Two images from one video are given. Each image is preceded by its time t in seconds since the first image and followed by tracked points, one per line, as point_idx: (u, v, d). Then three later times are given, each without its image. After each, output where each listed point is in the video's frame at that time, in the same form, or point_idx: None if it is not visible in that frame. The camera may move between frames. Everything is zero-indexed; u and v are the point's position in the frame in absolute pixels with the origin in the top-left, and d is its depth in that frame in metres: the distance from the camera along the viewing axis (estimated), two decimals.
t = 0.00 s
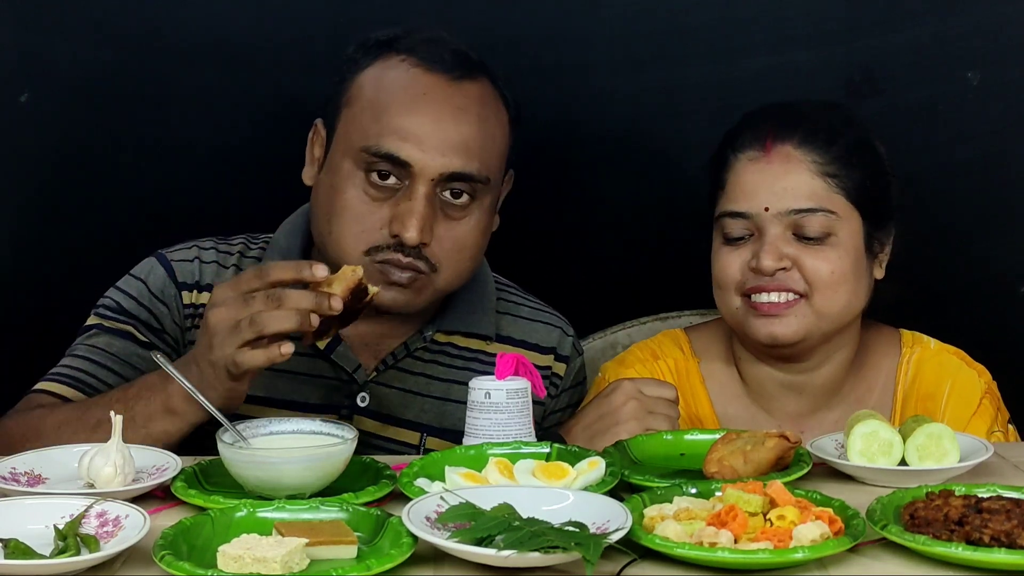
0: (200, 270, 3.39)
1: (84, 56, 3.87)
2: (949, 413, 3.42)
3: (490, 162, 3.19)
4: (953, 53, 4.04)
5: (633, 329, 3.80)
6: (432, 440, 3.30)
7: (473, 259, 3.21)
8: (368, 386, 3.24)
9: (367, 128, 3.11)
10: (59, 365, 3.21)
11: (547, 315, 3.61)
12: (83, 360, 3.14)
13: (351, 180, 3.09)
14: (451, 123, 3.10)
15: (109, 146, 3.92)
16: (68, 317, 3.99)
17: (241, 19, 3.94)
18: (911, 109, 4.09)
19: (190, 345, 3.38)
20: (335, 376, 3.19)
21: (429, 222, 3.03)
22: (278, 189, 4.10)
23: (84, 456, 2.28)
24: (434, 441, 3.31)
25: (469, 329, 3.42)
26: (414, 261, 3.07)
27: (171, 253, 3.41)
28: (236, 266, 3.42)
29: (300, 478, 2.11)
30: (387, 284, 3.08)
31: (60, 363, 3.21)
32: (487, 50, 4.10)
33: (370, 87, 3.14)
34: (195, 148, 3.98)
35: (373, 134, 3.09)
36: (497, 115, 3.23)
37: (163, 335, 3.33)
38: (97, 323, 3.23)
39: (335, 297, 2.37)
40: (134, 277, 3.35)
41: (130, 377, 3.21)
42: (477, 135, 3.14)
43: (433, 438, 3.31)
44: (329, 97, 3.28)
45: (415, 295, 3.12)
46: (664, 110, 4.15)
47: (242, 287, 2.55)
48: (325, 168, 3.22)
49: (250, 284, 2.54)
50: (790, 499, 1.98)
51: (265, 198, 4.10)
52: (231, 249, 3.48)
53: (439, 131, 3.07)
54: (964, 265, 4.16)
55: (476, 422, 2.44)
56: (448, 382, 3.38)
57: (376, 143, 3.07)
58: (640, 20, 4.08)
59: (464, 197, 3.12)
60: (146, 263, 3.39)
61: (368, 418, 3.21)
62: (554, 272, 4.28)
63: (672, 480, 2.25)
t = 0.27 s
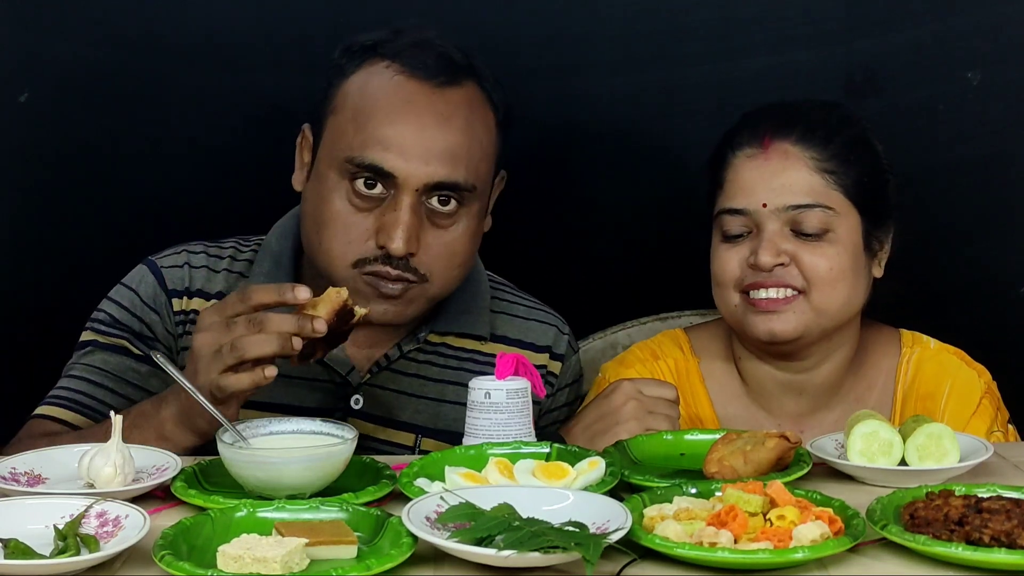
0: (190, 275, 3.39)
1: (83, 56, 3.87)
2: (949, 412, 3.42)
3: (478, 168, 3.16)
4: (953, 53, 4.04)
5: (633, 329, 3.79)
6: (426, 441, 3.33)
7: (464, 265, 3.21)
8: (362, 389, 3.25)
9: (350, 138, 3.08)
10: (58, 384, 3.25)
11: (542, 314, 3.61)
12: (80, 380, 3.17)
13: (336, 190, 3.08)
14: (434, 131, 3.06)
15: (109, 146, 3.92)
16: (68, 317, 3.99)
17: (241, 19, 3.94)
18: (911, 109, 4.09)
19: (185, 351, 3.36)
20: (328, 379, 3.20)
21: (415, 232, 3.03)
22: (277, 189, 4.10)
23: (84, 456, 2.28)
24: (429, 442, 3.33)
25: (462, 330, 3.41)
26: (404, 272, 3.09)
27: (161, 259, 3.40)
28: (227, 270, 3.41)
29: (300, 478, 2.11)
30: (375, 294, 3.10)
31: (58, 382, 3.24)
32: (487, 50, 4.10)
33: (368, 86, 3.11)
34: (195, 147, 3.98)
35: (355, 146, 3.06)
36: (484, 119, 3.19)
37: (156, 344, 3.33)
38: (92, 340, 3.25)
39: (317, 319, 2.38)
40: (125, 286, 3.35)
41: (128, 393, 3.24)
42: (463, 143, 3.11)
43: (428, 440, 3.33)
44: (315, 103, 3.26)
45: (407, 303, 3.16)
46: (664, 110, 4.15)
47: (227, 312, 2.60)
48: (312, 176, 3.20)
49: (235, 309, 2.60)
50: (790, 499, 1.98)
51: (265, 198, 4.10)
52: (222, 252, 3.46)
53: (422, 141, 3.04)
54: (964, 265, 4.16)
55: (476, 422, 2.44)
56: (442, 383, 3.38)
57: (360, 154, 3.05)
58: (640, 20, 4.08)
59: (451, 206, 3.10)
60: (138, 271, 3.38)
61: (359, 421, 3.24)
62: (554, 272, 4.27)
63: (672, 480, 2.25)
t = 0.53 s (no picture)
0: (183, 279, 3.37)
1: (83, 56, 3.86)
2: (950, 414, 3.42)
3: (466, 178, 3.14)
4: (953, 53, 4.04)
5: (633, 329, 3.79)
6: (424, 444, 3.35)
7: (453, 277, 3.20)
8: (358, 392, 3.25)
9: (337, 150, 3.07)
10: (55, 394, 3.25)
11: (537, 313, 3.61)
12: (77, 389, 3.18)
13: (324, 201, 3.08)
14: (419, 143, 3.04)
15: (109, 146, 3.92)
16: (68, 316, 3.99)
17: (241, 19, 3.94)
18: (911, 110, 4.09)
19: (180, 355, 3.36)
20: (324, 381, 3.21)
21: (402, 243, 3.03)
22: (277, 189, 4.10)
23: (84, 456, 2.28)
24: (425, 445, 3.36)
25: (457, 332, 3.41)
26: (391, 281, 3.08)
27: (154, 263, 3.39)
28: (220, 272, 3.40)
29: (300, 478, 2.11)
30: (364, 303, 3.12)
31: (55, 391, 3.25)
32: (488, 50, 4.09)
33: (369, 85, 3.11)
34: (195, 147, 3.98)
35: (342, 158, 3.05)
36: (472, 128, 3.16)
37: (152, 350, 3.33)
38: (89, 348, 3.27)
39: (319, 345, 2.40)
40: (120, 291, 3.35)
41: (125, 401, 3.26)
42: (450, 155, 3.08)
43: (425, 442, 3.36)
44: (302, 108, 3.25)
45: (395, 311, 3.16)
46: (664, 110, 4.15)
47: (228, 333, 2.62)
48: (302, 184, 3.19)
49: (237, 329, 2.61)
50: (790, 499, 1.98)
51: (265, 198, 4.10)
52: (215, 254, 3.45)
53: (409, 155, 3.02)
54: (964, 265, 4.16)
55: (476, 422, 2.44)
56: (438, 385, 3.38)
57: (347, 167, 3.04)
58: (640, 21, 4.08)
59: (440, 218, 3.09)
60: (131, 276, 3.38)
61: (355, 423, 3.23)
62: (554, 272, 4.27)
63: (672, 480, 2.25)
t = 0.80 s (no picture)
0: (182, 280, 3.37)
1: (83, 55, 3.86)
2: (951, 415, 3.42)
3: (455, 166, 3.14)
4: (953, 53, 4.04)
5: (633, 329, 3.79)
6: (421, 445, 3.35)
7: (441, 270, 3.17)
8: (356, 393, 3.25)
9: (327, 138, 3.07)
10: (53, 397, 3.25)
11: (535, 313, 3.61)
12: (76, 392, 3.18)
13: (313, 191, 3.06)
14: (409, 128, 3.05)
15: (109, 146, 3.92)
16: (68, 317, 3.99)
17: (241, 19, 3.94)
18: (912, 109, 4.08)
19: (180, 354, 3.35)
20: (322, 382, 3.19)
21: (389, 230, 2.99)
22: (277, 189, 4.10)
23: (84, 456, 2.28)
24: (424, 445, 3.36)
25: (454, 333, 3.41)
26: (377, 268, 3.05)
27: (151, 264, 3.38)
28: (218, 273, 3.40)
29: (300, 478, 2.11)
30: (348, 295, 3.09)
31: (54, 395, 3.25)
32: (488, 50, 4.09)
33: (368, 84, 3.11)
34: (195, 147, 3.98)
35: (333, 141, 3.05)
36: (462, 118, 3.17)
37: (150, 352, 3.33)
38: (87, 352, 3.27)
39: (316, 344, 2.44)
40: (119, 293, 3.35)
41: (124, 404, 3.26)
42: (439, 140, 3.08)
43: (423, 443, 3.35)
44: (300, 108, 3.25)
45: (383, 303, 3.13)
46: (664, 110, 4.15)
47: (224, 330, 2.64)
48: (294, 177, 3.18)
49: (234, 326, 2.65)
50: (790, 499, 1.98)
51: (265, 198, 4.10)
52: (213, 255, 3.45)
53: (397, 138, 3.02)
54: (964, 265, 4.16)
55: (476, 422, 2.44)
56: (435, 386, 3.38)
57: (336, 151, 3.03)
58: (640, 20, 4.07)
59: (428, 207, 3.07)
60: (128, 278, 3.38)
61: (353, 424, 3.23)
62: (554, 272, 4.27)
63: (672, 480, 2.25)
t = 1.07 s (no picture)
0: (186, 277, 3.39)
1: (83, 55, 3.86)
2: (951, 415, 3.42)
3: (449, 148, 3.13)
4: (953, 53, 4.04)
5: (633, 329, 3.79)
6: (424, 442, 3.33)
7: (433, 254, 3.16)
8: (359, 390, 3.25)
9: (325, 115, 3.09)
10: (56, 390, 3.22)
11: (536, 313, 3.61)
12: (80, 383, 3.16)
13: (309, 169, 3.07)
14: (404, 107, 3.05)
15: (110, 146, 3.92)
16: (68, 317, 3.99)
17: (241, 19, 3.94)
18: (912, 109, 4.08)
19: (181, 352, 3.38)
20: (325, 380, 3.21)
21: (380, 208, 2.98)
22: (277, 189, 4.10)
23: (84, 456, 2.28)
24: (425, 443, 3.33)
25: (456, 330, 3.42)
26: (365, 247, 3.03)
27: (156, 261, 3.40)
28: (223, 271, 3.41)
29: (300, 478, 2.11)
30: (339, 275, 3.06)
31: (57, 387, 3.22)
32: (488, 50, 4.09)
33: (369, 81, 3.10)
34: (195, 148, 3.98)
35: (329, 119, 3.07)
36: (458, 102, 3.17)
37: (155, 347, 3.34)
38: (91, 344, 3.25)
39: (315, 316, 2.46)
40: (123, 288, 3.35)
41: (128, 396, 3.23)
42: (432, 120, 3.08)
43: (426, 441, 3.34)
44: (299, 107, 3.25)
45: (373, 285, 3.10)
46: (664, 110, 4.15)
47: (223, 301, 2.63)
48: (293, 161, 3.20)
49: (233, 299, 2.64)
50: (790, 499, 1.98)
51: (265, 198, 4.10)
52: (217, 253, 3.47)
53: (391, 116, 3.02)
54: (964, 265, 4.16)
55: (476, 422, 2.44)
56: (437, 383, 3.38)
57: (330, 127, 3.04)
58: (640, 20, 4.07)
59: (420, 186, 3.06)
60: (132, 273, 3.38)
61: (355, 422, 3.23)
62: (554, 272, 4.27)
63: (672, 480, 2.25)
